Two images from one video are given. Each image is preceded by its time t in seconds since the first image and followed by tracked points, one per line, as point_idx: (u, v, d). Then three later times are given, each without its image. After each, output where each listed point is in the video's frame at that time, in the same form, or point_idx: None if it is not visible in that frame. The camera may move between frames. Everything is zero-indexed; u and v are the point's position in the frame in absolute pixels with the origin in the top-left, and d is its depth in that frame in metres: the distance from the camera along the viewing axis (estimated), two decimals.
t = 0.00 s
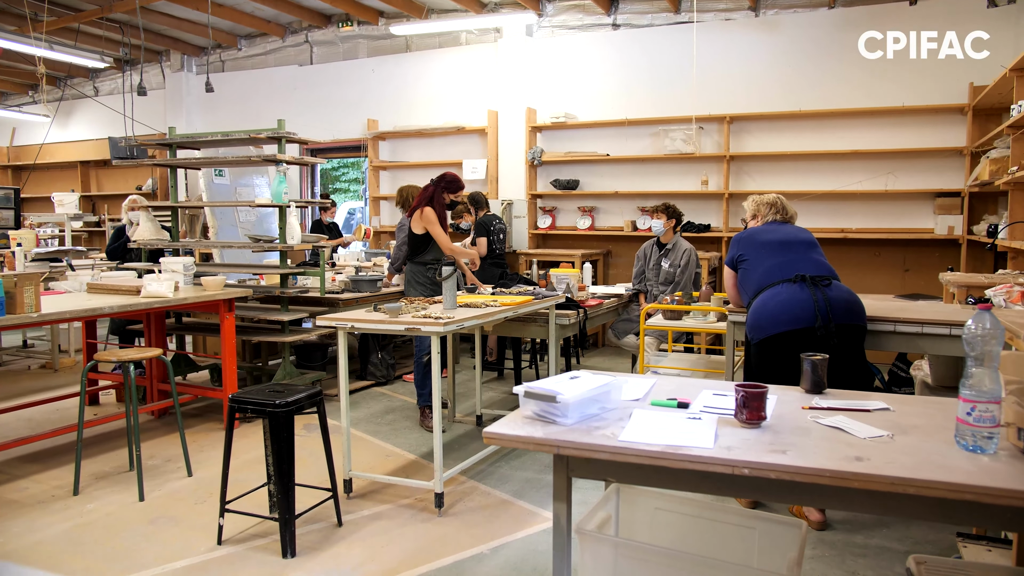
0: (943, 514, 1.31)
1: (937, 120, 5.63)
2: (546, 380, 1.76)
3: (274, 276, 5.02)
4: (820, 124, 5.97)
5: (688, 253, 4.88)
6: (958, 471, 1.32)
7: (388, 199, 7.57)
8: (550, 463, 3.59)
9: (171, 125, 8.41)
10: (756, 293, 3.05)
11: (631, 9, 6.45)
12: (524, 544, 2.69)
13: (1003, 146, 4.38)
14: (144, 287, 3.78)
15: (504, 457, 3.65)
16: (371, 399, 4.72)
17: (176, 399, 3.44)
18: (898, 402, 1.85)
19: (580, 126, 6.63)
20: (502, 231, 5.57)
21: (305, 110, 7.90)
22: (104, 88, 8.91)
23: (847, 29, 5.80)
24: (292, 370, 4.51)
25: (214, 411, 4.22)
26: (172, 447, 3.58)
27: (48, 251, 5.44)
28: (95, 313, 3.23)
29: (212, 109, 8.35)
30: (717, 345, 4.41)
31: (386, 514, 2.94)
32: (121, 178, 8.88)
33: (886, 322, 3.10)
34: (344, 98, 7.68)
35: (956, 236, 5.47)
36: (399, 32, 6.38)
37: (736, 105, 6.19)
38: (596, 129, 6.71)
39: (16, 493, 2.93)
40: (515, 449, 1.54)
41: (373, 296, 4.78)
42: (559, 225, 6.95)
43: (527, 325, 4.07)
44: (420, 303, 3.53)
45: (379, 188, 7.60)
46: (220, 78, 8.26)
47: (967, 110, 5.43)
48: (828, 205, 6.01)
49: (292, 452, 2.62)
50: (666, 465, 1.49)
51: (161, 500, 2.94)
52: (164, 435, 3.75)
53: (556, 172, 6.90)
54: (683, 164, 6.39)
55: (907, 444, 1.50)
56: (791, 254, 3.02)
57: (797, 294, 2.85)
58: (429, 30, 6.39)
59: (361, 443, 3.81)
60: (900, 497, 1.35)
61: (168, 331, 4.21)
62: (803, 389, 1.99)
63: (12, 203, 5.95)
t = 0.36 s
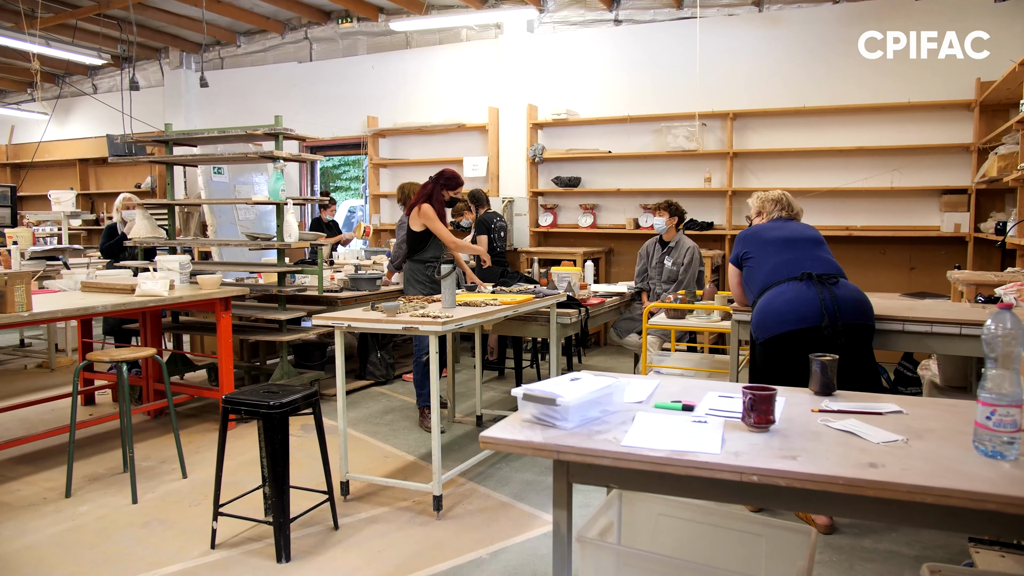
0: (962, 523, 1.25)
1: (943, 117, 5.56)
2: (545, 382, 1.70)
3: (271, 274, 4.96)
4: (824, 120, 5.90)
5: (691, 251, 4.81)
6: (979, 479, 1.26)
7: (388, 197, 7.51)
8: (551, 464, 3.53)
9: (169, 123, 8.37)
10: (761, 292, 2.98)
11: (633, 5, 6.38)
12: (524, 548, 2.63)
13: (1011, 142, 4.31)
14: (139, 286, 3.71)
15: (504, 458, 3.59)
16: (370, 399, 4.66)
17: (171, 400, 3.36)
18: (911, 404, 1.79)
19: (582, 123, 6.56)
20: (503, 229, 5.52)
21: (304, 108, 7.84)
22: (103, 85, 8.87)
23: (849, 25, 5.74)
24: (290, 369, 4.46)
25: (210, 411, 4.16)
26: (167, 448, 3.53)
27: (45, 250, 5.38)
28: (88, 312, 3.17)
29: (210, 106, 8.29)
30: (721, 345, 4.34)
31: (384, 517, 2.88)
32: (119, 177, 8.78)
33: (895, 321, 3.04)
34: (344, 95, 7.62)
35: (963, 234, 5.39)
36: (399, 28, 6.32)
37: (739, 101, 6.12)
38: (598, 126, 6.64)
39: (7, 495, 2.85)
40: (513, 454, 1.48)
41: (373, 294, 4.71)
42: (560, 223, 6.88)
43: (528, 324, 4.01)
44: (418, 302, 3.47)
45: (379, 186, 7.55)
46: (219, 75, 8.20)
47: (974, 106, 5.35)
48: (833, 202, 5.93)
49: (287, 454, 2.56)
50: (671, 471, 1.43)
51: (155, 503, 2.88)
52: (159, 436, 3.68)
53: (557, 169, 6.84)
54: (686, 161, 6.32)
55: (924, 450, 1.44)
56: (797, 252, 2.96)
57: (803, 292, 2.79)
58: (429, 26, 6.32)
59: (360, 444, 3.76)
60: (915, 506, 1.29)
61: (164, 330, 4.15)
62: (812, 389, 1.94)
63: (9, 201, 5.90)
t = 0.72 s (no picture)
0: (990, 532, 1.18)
1: (954, 112, 5.46)
2: (550, 382, 1.63)
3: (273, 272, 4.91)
4: (833, 116, 5.81)
5: (698, 248, 4.74)
6: (1008, 486, 1.19)
7: (392, 194, 7.46)
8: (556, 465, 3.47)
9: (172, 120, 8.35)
10: (771, 290, 2.91)
11: None
12: (528, 551, 2.57)
13: None
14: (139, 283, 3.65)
15: (508, 459, 3.53)
16: (373, 398, 4.61)
17: (170, 399, 3.31)
18: (931, 405, 1.72)
19: (587, 119, 6.49)
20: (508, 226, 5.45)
21: (308, 105, 7.80)
22: (106, 82, 8.87)
23: (857, 20, 5.66)
24: (293, 368, 4.41)
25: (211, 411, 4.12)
26: (167, 448, 3.48)
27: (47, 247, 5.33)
28: (86, 310, 3.11)
29: (214, 103, 8.26)
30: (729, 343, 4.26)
31: (385, 519, 2.82)
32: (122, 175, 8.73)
33: (909, 319, 2.96)
34: (347, 92, 7.58)
35: (975, 231, 5.30)
36: (402, 24, 6.25)
37: (746, 97, 6.04)
38: (604, 122, 6.57)
39: (3, 496, 2.80)
40: (516, 457, 1.42)
41: (376, 292, 4.66)
42: (565, 221, 6.81)
43: (533, 322, 3.95)
44: (421, 300, 3.41)
45: (383, 184, 7.50)
46: (223, 72, 8.18)
47: (987, 101, 5.26)
48: (842, 199, 5.84)
49: (286, 455, 2.50)
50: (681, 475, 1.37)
51: (153, 503, 2.83)
52: (158, 436, 3.63)
53: (563, 166, 6.77)
54: (693, 157, 6.24)
55: (948, 454, 1.37)
56: (808, 248, 2.88)
57: (815, 289, 2.72)
58: (433, 21, 6.26)
59: (362, 444, 3.70)
60: (940, 514, 1.22)
61: (166, 328, 4.09)
62: (827, 390, 1.87)
63: (11, 198, 5.89)
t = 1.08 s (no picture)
0: None
1: (969, 110, 5.36)
2: (557, 386, 1.57)
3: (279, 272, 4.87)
4: (846, 113, 5.70)
5: (709, 247, 4.65)
6: None
7: (400, 193, 7.41)
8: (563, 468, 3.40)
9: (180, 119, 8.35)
10: (785, 290, 2.83)
11: None
12: (534, 558, 2.50)
13: None
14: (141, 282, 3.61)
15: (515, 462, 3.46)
16: (379, 399, 4.55)
17: (172, 400, 3.26)
18: (957, 411, 1.64)
19: (596, 117, 6.41)
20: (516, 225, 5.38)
21: (315, 103, 7.76)
22: (114, 82, 8.89)
23: (869, 16, 5.56)
24: (298, 369, 4.36)
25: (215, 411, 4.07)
26: (170, 449, 3.43)
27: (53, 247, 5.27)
28: (87, 309, 3.07)
29: (221, 102, 8.23)
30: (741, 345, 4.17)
31: (389, 524, 2.76)
32: (130, 174, 8.71)
33: (928, 320, 2.87)
34: (354, 91, 7.54)
35: (992, 230, 5.18)
36: (409, 21, 6.19)
37: (757, 94, 5.95)
38: (613, 120, 6.49)
39: (3, 498, 2.76)
40: (520, 465, 1.36)
41: (383, 292, 4.60)
42: (574, 220, 6.74)
43: (540, 323, 3.88)
44: (426, 300, 3.36)
45: (391, 183, 7.45)
46: (230, 71, 8.16)
47: (1004, 97, 5.15)
48: (856, 198, 5.74)
49: (287, 458, 2.44)
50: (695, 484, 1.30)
51: (154, 507, 2.78)
52: (161, 437, 3.58)
53: (571, 165, 6.70)
54: (703, 155, 6.15)
55: (979, 463, 1.29)
56: (823, 247, 2.80)
57: (831, 290, 2.64)
58: (440, 19, 6.21)
59: (367, 446, 3.65)
60: (972, 529, 1.14)
61: (170, 328, 4.05)
62: (846, 394, 1.80)
63: (16, 197, 6.02)
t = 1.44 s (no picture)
0: None
1: (985, 111, 5.25)
2: (563, 399, 1.50)
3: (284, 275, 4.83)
4: (859, 115, 5.61)
5: (720, 251, 4.56)
6: None
7: (406, 196, 7.36)
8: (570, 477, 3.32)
9: (187, 121, 8.34)
10: (800, 296, 2.74)
11: None
12: (540, 571, 2.43)
13: None
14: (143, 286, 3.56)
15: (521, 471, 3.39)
16: (384, 404, 4.49)
17: (172, 405, 3.21)
18: (985, 426, 1.55)
19: (605, 119, 6.34)
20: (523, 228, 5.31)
21: (322, 105, 7.74)
22: (122, 84, 8.90)
23: (883, 16, 5.46)
24: (302, 374, 4.32)
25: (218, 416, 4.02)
26: (171, 455, 3.38)
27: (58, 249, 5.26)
28: (86, 313, 3.02)
29: (228, 104, 8.23)
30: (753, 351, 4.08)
31: (391, 535, 2.70)
32: (137, 177, 8.70)
33: (947, 327, 2.77)
34: (361, 93, 7.51)
35: (1009, 234, 5.07)
36: (417, 22, 6.15)
37: (768, 96, 5.87)
38: (622, 122, 6.41)
39: None
40: (524, 483, 1.29)
41: (388, 296, 4.54)
42: (582, 223, 6.67)
43: (548, 328, 3.81)
44: (431, 305, 3.29)
45: (398, 185, 7.40)
46: (237, 72, 8.15)
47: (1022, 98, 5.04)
48: (869, 201, 5.64)
49: (286, 467, 2.38)
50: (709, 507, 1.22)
51: (152, 514, 2.73)
52: (163, 442, 3.54)
53: (580, 167, 6.63)
54: (713, 158, 6.07)
55: (1012, 485, 1.21)
56: (839, 251, 2.72)
57: (847, 296, 2.56)
58: (447, 20, 6.15)
59: (371, 453, 3.59)
60: (1010, 558, 1.06)
61: (173, 332, 4.01)
62: (866, 407, 1.72)
63: (22, 199, 6.09)
